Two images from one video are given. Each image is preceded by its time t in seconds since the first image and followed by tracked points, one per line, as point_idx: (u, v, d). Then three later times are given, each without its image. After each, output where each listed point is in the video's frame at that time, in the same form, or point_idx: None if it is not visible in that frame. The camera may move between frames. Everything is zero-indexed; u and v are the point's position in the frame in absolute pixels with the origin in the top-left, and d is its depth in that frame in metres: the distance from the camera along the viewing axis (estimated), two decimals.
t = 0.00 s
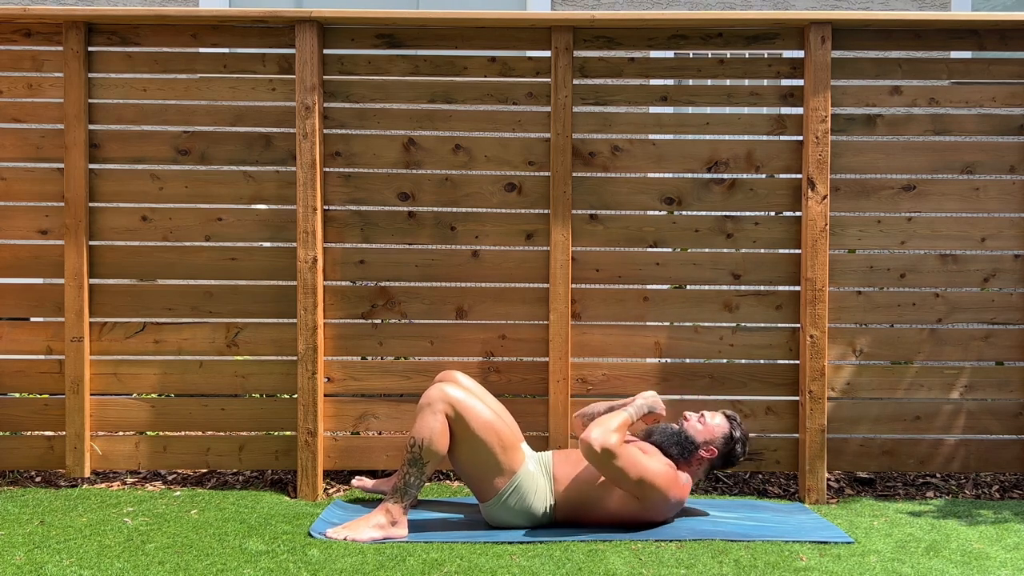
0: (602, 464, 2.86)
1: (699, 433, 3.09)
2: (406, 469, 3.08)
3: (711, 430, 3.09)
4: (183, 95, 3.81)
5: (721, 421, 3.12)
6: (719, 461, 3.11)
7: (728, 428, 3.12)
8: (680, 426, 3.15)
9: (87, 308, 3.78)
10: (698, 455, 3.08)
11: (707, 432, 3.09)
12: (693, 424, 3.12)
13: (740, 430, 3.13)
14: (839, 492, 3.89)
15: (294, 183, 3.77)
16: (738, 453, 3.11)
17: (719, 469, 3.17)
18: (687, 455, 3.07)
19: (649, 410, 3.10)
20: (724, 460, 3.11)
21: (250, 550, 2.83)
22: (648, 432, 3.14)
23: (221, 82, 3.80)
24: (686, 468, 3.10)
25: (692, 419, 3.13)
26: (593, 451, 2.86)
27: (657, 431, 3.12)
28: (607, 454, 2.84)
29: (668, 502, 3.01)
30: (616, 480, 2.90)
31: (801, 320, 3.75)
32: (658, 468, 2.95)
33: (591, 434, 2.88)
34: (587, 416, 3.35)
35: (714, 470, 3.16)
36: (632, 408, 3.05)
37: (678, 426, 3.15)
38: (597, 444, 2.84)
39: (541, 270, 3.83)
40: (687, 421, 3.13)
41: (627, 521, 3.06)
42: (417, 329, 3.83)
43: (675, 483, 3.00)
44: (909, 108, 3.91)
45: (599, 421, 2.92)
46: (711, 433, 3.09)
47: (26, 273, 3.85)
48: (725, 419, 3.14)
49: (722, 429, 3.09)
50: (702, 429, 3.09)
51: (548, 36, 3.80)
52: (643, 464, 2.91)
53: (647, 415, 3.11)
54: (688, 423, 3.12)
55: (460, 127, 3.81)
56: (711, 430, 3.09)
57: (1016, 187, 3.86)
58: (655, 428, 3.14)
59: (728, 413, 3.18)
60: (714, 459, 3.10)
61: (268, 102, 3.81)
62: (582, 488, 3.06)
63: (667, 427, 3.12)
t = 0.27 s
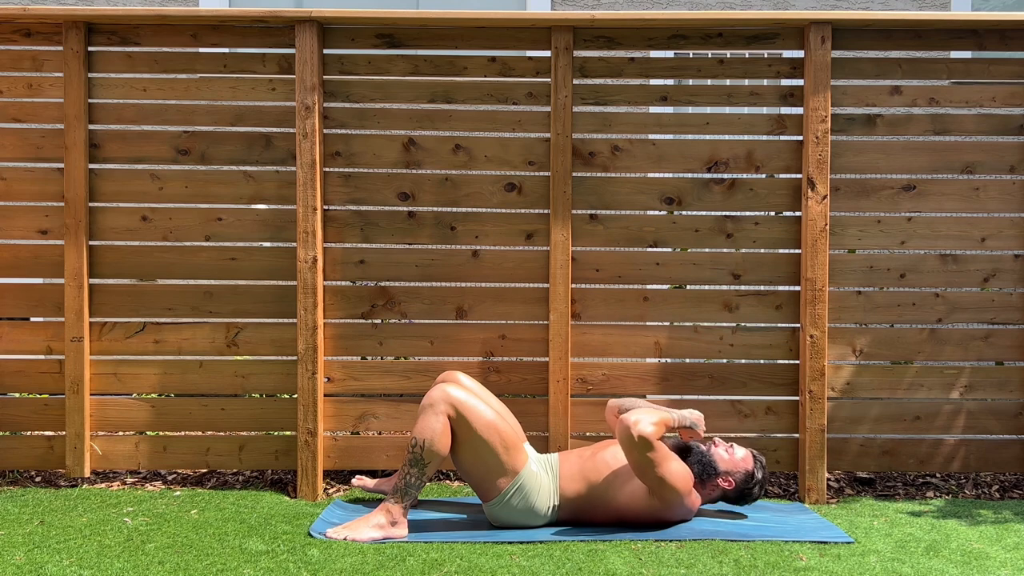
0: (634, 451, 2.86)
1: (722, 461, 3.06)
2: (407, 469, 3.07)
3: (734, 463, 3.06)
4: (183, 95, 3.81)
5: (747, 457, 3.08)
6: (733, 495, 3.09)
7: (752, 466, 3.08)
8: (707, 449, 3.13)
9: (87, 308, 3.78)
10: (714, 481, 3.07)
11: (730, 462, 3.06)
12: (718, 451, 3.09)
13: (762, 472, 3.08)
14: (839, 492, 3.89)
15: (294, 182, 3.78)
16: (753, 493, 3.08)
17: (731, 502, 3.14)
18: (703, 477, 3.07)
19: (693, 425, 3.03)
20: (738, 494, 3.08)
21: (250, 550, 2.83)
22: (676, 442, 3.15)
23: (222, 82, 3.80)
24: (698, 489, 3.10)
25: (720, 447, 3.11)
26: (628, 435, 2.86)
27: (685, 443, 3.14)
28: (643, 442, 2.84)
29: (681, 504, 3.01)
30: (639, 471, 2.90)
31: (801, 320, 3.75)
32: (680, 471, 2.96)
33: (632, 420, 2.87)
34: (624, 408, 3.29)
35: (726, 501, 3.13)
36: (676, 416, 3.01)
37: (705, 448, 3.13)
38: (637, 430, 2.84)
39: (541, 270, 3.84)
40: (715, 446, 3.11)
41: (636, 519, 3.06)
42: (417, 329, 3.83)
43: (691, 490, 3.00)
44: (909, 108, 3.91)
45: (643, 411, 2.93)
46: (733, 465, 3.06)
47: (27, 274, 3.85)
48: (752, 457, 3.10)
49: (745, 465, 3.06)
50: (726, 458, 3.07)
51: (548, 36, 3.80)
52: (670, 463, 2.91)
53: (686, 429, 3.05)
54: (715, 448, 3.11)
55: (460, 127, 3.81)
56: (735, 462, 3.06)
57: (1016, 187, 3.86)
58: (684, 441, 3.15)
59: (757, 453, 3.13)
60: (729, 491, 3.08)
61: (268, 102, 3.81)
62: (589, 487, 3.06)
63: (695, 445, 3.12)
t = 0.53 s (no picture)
0: (610, 463, 2.85)
1: (711, 443, 3.09)
2: (407, 469, 3.07)
3: (723, 443, 3.09)
4: (182, 95, 3.81)
5: (734, 435, 3.11)
6: (728, 474, 3.12)
7: (740, 442, 3.12)
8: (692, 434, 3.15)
9: (87, 308, 3.78)
10: (707, 465, 3.08)
11: (718, 443, 3.09)
12: (705, 435, 3.11)
13: (751, 446, 3.12)
14: (839, 492, 3.89)
15: (294, 183, 3.78)
16: (748, 469, 3.11)
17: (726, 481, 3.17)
18: (697, 463, 3.07)
19: (659, 408, 3.10)
20: (733, 473, 3.11)
21: (250, 550, 2.83)
22: (659, 436, 3.14)
23: (221, 82, 3.80)
24: (692, 476, 3.10)
25: (705, 430, 3.13)
26: (600, 449, 2.84)
27: (667, 435, 3.13)
28: (615, 452, 2.83)
29: (673, 503, 3.01)
30: (622, 478, 2.89)
31: (802, 320, 3.75)
32: (665, 469, 2.95)
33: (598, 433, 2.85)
34: (596, 417, 3.27)
35: (721, 481, 3.15)
36: (643, 407, 3.04)
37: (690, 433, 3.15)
38: (605, 443, 2.82)
39: (541, 270, 3.83)
40: (700, 431, 3.13)
41: (632, 519, 3.06)
42: (417, 329, 3.83)
43: (681, 485, 3.00)
44: (909, 108, 3.91)
45: (607, 419, 2.90)
46: (723, 445, 3.08)
47: (27, 273, 3.85)
48: (737, 433, 3.14)
49: (734, 443, 3.09)
50: (715, 440, 3.09)
51: (548, 36, 3.80)
52: (649, 463, 2.90)
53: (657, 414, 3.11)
54: (701, 432, 3.12)
55: (460, 127, 3.81)
56: (723, 442, 3.09)
57: (1015, 187, 3.86)
58: (667, 433, 3.14)
59: (741, 428, 3.18)
60: (723, 471, 3.10)
61: (268, 102, 3.81)
62: (584, 487, 3.06)
63: (678, 432, 3.12)
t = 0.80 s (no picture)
0: (580, 482, 2.88)
1: (671, 413, 3.09)
2: (404, 469, 3.07)
3: (682, 409, 3.09)
4: (182, 95, 3.81)
5: (690, 397, 3.12)
6: (697, 436, 3.11)
7: (699, 402, 3.12)
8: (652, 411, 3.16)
9: (87, 308, 3.78)
10: (674, 436, 3.08)
11: (678, 411, 3.10)
12: (663, 407, 3.12)
13: (711, 402, 3.13)
14: (839, 492, 3.89)
15: (294, 183, 3.77)
16: (714, 424, 3.10)
17: (701, 443, 3.17)
18: (664, 438, 3.08)
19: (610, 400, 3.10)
20: (701, 434, 3.11)
21: (250, 551, 2.83)
22: (625, 428, 3.16)
23: (221, 82, 3.80)
24: (667, 451, 3.10)
25: (662, 402, 3.14)
26: (567, 471, 2.87)
27: (631, 423, 3.15)
28: (580, 470, 2.85)
29: (657, 497, 3.00)
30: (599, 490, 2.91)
31: (802, 320, 3.75)
32: (641, 465, 2.93)
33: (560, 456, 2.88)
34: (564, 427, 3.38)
35: (696, 445, 3.15)
36: (593, 407, 3.05)
37: (650, 412, 3.16)
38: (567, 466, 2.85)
39: (541, 270, 3.83)
40: (658, 405, 3.14)
41: (622, 519, 3.05)
42: (417, 329, 3.83)
43: (662, 476, 2.97)
44: (909, 108, 3.91)
45: (565, 439, 2.92)
46: (683, 411, 3.09)
47: (27, 273, 3.85)
48: (694, 395, 3.15)
49: (692, 405, 3.10)
50: (673, 408, 3.10)
51: (548, 36, 3.80)
52: (620, 467, 2.90)
53: (609, 406, 3.11)
54: (658, 406, 3.14)
55: (461, 127, 3.81)
56: (682, 407, 3.10)
57: (1016, 187, 3.86)
58: (631, 421, 3.16)
59: (698, 388, 3.18)
60: (692, 435, 3.10)
61: (268, 102, 3.81)
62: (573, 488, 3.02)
63: (639, 415, 3.15)
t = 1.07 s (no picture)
0: (585, 476, 2.87)
1: (677, 417, 3.10)
2: (405, 469, 3.07)
3: (689, 414, 3.09)
4: (182, 95, 3.81)
5: (697, 403, 3.12)
6: (702, 442, 3.12)
7: (706, 408, 3.12)
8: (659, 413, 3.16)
9: (87, 308, 3.78)
10: (680, 440, 3.09)
11: (685, 415, 3.10)
12: (670, 410, 3.12)
13: (718, 408, 3.13)
14: (839, 492, 3.89)
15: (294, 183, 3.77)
16: (719, 431, 3.11)
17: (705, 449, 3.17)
18: (669, 442, 3.08)
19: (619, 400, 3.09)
20: (706, 440, 3.12)
21: (250, 551, 2.83)
22: (630, 427, 3.16)
23: (221, 82, 3.80)
24: (670, 455, 3.11)
25: (669, 405, 3.14)
26: (572, 464, 2.86)
27: (636, 423, 3.15)
28: (586, 464, 2.85)
29: (660, 500, 2.99)
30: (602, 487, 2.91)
31: (802, 320, 3.75)
32: (646, 466, 2.93)
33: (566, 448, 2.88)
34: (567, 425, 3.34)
35: (700, 450, 3.16)
36: (603, 406, 3.05)
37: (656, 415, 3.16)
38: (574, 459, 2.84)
39: (541, 270, 3.83)
40: (665, 408, 3.14)
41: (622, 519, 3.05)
42: (417, 329, 3.83)
43: (665, 478, 2.97)
44: (909, 108, 3.91)
45: (573, 432, 2.92)
46: (689, 416, 3.09)
47: (27, 273, 3.85)
48: (701, 400, 3.14)
49: (699, 411, 3.09)
50: (680, 413, 3.10)
51: (548, 36, 3.80)
52: (625, 466, 2.90)
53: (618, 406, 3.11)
54: (665, 409, 3.13)
55: (461, 127, 3.81)
56: (689, 412, 3.10)
57: (1016, 187, 3.86)
58: (637, 421, 3.16)
59: (705, 393, 3.18)
60: (697, 441, 3.11)
61: (268, 102, 3.81)
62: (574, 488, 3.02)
63: (646, 417, 3.15)
